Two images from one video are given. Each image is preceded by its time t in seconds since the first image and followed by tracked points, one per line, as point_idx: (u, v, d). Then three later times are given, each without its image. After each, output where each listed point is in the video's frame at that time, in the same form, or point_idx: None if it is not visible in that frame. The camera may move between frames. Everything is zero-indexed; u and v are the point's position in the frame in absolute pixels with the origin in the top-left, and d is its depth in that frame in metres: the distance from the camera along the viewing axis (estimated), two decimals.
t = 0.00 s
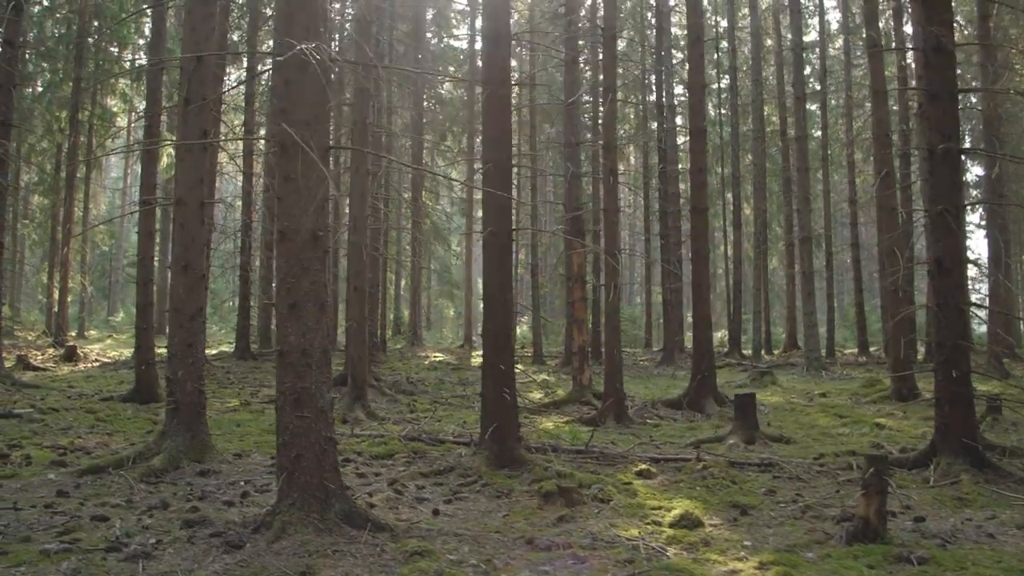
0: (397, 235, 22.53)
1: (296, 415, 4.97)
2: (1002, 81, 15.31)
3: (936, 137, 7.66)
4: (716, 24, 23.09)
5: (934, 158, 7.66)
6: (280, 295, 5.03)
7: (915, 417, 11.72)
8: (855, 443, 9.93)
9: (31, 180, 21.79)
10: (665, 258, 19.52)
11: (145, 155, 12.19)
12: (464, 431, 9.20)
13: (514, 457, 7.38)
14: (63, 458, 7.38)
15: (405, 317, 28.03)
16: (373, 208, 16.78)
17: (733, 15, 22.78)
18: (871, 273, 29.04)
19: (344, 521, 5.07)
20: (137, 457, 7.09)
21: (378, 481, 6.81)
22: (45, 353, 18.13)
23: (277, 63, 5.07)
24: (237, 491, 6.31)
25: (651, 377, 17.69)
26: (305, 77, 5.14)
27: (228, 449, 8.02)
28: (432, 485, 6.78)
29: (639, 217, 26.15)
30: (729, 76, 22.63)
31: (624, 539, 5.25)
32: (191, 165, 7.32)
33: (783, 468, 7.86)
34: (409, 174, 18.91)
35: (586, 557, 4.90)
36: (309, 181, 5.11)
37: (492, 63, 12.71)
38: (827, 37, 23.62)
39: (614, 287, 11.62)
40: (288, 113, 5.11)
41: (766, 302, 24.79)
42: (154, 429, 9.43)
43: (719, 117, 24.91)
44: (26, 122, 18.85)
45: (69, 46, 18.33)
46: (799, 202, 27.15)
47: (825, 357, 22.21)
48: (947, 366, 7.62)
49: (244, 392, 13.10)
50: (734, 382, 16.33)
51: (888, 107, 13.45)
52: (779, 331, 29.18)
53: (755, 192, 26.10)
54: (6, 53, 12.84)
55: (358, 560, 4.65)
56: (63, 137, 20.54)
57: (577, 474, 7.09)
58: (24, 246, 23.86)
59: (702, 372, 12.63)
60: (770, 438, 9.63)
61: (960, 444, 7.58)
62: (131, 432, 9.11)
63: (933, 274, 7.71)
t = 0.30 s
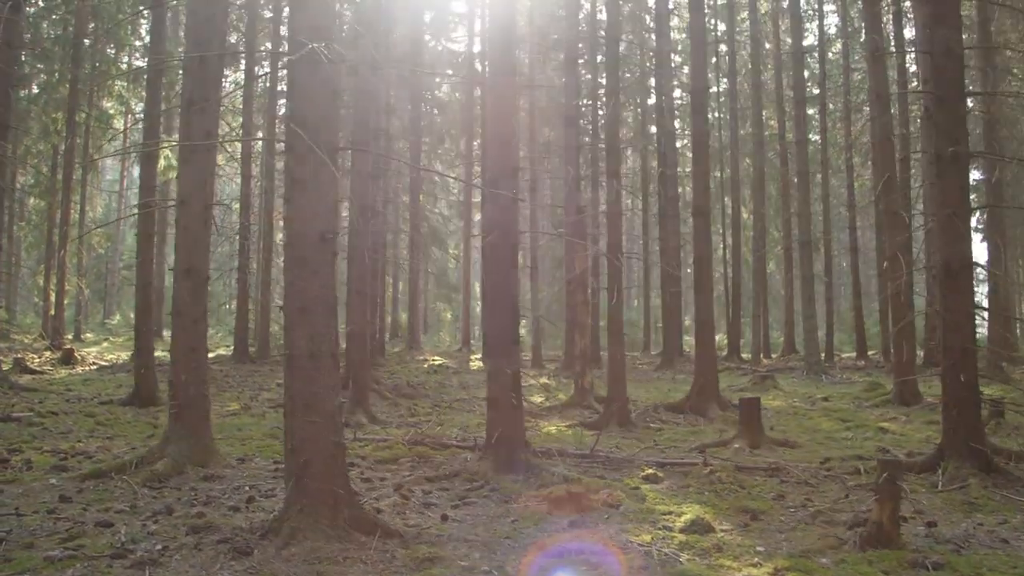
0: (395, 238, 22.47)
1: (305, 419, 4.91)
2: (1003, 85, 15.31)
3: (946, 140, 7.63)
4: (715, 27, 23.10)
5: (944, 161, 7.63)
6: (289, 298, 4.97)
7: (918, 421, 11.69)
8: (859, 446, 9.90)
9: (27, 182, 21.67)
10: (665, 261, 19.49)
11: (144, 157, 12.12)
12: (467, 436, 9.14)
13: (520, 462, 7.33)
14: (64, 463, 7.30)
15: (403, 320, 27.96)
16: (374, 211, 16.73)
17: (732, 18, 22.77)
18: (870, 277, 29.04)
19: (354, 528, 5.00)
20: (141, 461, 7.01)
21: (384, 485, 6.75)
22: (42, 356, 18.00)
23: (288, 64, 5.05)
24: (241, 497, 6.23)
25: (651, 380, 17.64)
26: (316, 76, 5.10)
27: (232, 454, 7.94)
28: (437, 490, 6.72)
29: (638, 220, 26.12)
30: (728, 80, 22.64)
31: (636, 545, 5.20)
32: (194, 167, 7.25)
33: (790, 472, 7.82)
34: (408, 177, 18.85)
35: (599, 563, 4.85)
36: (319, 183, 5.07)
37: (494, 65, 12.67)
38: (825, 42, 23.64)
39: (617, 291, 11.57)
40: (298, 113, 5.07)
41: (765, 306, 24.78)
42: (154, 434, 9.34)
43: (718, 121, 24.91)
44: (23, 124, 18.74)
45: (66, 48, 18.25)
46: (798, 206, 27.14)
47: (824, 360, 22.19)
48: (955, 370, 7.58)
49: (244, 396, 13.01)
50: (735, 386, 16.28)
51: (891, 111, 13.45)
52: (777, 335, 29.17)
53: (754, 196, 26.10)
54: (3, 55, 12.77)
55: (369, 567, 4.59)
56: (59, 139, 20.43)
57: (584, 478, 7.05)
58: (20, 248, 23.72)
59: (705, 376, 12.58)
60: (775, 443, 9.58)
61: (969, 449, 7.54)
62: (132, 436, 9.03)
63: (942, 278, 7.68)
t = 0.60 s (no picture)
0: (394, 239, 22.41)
1: (314, 421, 4.86)
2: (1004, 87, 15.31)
3: (954, 142, 7.63)
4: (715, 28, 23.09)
5: (952, 162, 7.63)
6: (297, 299, 4.92)
7: (921, 423, 11.67)
8: (863, 448, 9.88)
9: (24, 182, 21.56)
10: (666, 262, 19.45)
11: (144, 157, 12.04)
12: (472, 437, 9.09)
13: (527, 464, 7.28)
14: (67, 465, 7.24)
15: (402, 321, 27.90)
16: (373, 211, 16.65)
17: (731, 19, 22.77)
18: (869, 278, 29.05)
19: (363, 531, 4.96)
20: (144, 463, 6.95)
21: (390, 488, 6.70)
22: (40, 357, 17.90)
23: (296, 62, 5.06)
24: (247, 499, 6.18)
25: (652, 381, 17.62)
26: (324, 73, 5.10)
27: (235, 455, 7.89)
28: (444, 492, 6.67)
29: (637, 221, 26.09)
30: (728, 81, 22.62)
31: (648, 549, 5.16)
32: (197, 166, 7.18)
33: (797, 474, 7.78)
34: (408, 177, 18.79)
35: (611, 566, 4.82)
36: (326, 181, 5.03)
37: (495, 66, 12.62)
38: (825, 43, 23.63)
39: (620, 293, 11.52)
40: (307, 112, 5.07)
41: (764, 307, 24.79)
42: (156, 435, 9.28)
43: (717, 122, 24.89)
44: (21, 123, 18.63)
45: (64, 47, 18.15)
46: (797, 207, 27.13)
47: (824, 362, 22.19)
48: (962, 372, 7.55)
49: (244, 397, 12.95)
50: (736, 387, 16.25)
51: (894, 112, 13.43)
52: (776, 336, 29.18)
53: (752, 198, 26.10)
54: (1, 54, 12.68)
55: (380, 571, 4.55)
56: (57, 139, 20.33)
57: (591, 480, 7.01)
58: (17, 248, 23.60)
59: (707, 377, 12.56)
60: (780, 444, 9.56)
61: (976, 451, 7.51)
62: (133, 437, 8.97)
63: (949, 280, 7.67)
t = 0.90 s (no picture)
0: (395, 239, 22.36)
1: (327, 423, 4.81)
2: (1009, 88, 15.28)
3: (967, 142, 7.61)
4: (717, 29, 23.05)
5: (965, 162, 7.62)
6: (310, 300, 4.88)
7: (927, 424, 11.63)
8: (870, 449, 9.85)
9: (24, 181, 21.48)
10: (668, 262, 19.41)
11: (147, 156, 12.00)
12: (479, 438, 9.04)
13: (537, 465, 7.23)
14: (73, 466, 7.20)
15: (402, 322, 27.83)
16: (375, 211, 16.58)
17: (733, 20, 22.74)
18: (871, 279, 29.03)
19: (375, 534, 4.91)
20: (150, 464, 6.90)
21: (399, 489, 6.65)
22: (42, 357, 17.84)
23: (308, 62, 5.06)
24: (255, 500, 6.13)
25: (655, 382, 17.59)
26: (336, 72, 5.08)
27: (241, 456, 7.83)
28: (453, 493, 6.63)
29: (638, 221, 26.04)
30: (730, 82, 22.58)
31: (662, 551, 5.13)
32: (204, 165, 7.12)
33: (806, 476, 7.74)
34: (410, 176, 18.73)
35: (626, 570, 4.78)
36: (340, 180, 4.98)
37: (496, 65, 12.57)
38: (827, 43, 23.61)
39: (626, 294, 11.47)
40: (322, 111, 5.06)
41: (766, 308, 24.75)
42: (160, 435, 9.22)
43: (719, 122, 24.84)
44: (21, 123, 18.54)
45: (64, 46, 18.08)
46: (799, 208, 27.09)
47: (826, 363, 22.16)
48: (973, 374, 7.53)
49: (247, 397, 12.91)
50: (739, 387, 16.20)
51: (899, 112, 13.40)
52: (777, 337, 29.14)
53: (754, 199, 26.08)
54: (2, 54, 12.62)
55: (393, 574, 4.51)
56: (58, 138, 20.25)
57: (600, 482, 6.97)
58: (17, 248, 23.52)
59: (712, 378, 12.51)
60: (787, 446, 9.52)
61: (987, 453, 7.48)
62: (138, 437, 8.91)
63: (960, 281, 7.65)
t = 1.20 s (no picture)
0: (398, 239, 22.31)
1: (340, 426, 4.76)
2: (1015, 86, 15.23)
3: (981, 141, 7.57)
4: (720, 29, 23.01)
5: (978, 162, 7.56)
6: (323, 301, 4.83)
7: (936, 426, 11.57)
8: (880, 452, 9.78)
9: (26, 181, 21.43)
10: (673, 263, 19.33)
11: (152, 156, 11.94)
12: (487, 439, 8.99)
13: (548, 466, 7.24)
14: (80, 468, 7.15)
15: (405, 322, 27.75)
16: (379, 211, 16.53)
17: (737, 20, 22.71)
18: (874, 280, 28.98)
19: (390, 538, 4.85)
20: (158, 466, 6.84)
21: (408, 492, 6.59)
22: (45, 357, 17.79)
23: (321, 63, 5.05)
24: (265, 503, 6.07)
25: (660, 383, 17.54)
26: (350, 71, 5.04)
27: (249, 458, 7.77)
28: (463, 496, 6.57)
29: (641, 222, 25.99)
30: (733, 82, 22.55)
31: (679, 556, 5.08)
32: (213, 164, 7.05)
33: (819, 478, 7.68)
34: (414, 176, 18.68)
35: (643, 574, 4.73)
36: (353, 181, 4.93)
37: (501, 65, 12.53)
38: (831, 43, 23.57)
39: (633, 295, 11.40)
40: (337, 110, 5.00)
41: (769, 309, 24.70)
42: (166, 437, 9.16)
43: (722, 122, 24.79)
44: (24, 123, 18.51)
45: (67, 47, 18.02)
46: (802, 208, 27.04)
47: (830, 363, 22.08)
48: (987, 376, 7.48)
49: (252, 398, 12.86)
50: (745, 388, 16.14)
51: (907, 113, 13.34)
52: (780, 338, 29.04)
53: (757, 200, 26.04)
54: (6, 54, 12.56)
55: None
56: (60, 139, 20.20)
57: (611, 484, 6.92)
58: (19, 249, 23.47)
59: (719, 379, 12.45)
60: (797, 448, 9.45)
61: (1002, 455, 7.42)
62: (144, 439, 8.86)
63: (974, 283, 7.59)
